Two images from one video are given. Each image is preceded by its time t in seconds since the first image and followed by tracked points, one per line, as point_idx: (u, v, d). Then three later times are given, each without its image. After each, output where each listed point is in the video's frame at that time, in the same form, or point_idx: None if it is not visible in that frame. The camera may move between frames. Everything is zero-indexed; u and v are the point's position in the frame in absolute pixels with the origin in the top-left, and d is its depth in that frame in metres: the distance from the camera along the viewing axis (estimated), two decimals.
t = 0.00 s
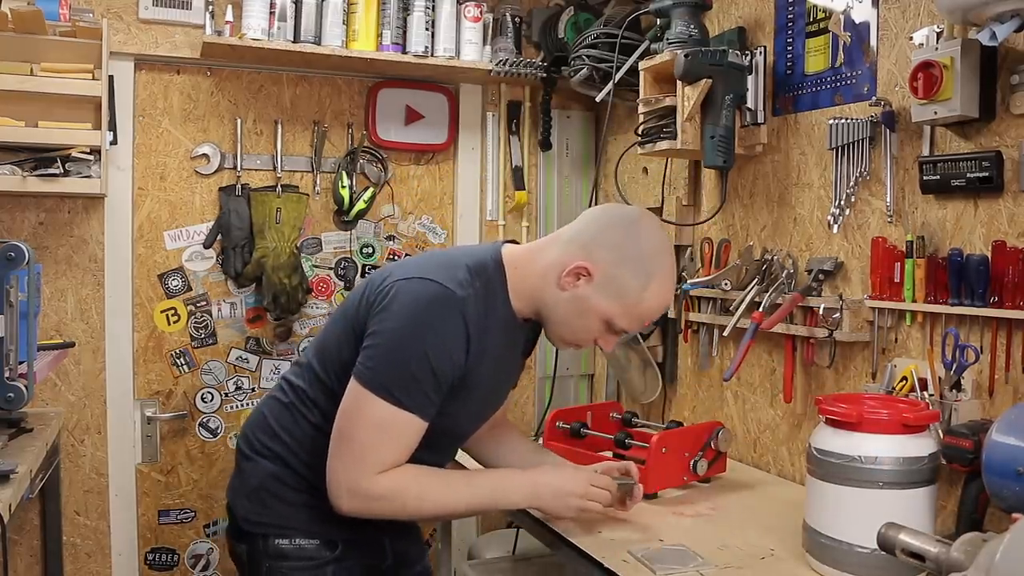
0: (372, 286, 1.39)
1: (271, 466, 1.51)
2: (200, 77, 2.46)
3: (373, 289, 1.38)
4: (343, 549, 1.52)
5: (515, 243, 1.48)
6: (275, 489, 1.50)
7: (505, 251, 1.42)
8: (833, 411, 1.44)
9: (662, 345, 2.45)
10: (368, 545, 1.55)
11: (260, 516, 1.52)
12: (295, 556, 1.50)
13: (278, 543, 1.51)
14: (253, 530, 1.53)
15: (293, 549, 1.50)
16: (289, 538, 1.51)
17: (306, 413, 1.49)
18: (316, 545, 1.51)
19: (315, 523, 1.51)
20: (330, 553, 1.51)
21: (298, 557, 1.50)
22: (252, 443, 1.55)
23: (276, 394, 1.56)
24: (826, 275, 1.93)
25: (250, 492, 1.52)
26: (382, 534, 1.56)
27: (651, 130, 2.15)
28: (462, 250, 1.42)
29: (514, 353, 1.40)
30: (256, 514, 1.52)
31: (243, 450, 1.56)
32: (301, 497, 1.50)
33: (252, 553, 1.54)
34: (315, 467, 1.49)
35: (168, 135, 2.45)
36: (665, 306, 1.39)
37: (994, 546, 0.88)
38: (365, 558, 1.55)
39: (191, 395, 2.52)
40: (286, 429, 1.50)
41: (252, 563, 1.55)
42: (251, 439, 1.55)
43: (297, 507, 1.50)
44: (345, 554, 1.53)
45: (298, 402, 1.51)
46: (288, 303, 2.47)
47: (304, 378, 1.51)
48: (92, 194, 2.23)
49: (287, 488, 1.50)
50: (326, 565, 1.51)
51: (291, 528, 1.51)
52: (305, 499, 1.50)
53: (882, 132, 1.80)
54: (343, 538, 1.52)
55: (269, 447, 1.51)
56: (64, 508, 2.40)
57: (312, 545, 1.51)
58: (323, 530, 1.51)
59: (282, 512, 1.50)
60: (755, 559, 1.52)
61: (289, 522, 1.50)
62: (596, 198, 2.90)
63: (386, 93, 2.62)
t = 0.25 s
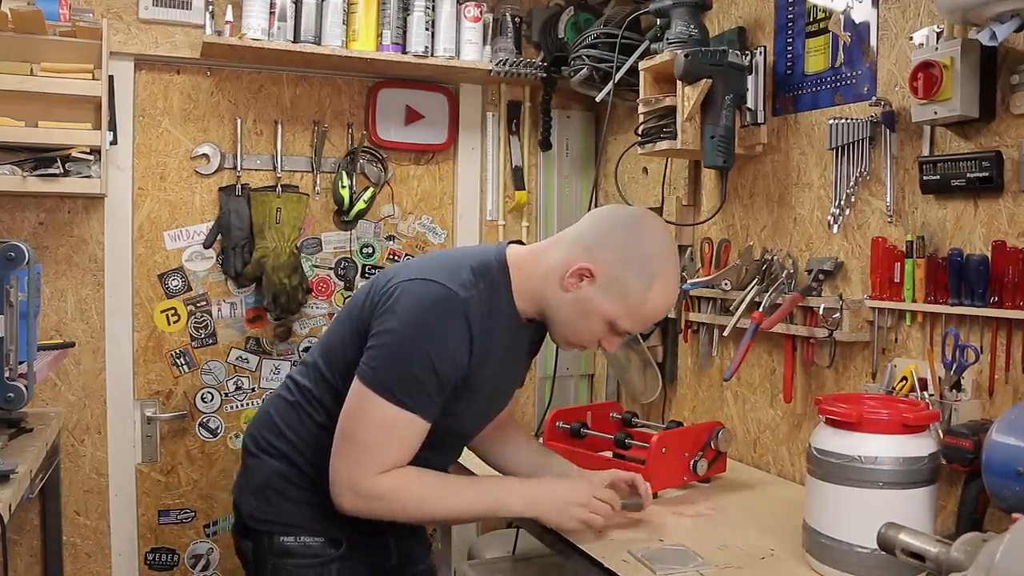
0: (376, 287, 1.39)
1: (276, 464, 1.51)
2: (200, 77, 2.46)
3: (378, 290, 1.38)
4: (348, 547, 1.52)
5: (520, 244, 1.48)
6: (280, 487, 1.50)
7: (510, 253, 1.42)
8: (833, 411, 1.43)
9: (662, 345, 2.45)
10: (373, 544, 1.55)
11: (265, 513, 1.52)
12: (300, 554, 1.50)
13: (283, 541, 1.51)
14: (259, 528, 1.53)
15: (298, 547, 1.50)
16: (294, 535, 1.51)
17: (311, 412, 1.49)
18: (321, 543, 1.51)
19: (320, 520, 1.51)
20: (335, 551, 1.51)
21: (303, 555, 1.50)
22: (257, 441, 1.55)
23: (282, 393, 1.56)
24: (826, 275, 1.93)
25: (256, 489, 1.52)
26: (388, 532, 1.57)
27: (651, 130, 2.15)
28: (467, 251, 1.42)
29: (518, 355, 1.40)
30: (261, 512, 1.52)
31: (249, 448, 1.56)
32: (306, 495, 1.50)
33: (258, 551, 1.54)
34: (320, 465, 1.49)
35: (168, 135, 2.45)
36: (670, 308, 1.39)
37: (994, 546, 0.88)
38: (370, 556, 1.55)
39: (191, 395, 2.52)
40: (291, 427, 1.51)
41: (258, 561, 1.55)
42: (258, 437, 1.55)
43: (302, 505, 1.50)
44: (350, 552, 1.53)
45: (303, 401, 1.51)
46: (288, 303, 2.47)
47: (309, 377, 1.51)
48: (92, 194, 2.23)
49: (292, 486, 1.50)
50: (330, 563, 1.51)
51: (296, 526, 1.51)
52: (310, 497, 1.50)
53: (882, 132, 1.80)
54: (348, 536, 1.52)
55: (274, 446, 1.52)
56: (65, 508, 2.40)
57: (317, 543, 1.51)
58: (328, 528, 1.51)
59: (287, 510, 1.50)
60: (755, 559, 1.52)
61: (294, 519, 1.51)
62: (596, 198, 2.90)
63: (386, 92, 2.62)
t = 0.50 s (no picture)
0: (377, 287, 1.39)
1: (278, 463, 1.51)
2: (200, 77, 2.46)
3: (379, 290, 1.38)
4: (350, 545, 1.53)
5: (521, 244, 1.48)
6: (283, 485, 1.50)
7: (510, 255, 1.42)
8: (833, 411, 1.44)
9: (662, 345, 2.45)
10: (375, 541, 1.56)
11: (267, 511, 1.51)
12: (302, 551, 1.50)
13: (285, 538, 1.50)
14: (260, 526, 1.53)
15: (300, 545, 1.50)
16: (296, 533, 1.50)
17: (313, 410, 1.49)
18: (323, 541, 1.51)
19: (323, 518, 1.51)
20: (337, 549, 1.51)
21: (305, 553, 1.50)
22: (259, 439, 1.55)
23: (283, 392, 1.56)
24: (825, 275, 1.93)
25: (258, 488, 1.52)
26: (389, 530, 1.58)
27: (651, 130, 2.15)
28: (468, 251, 1.42)
29: (519, 355, 1.40)
30: (263, 510, 1.52)
31: (251, 446, 1.56)
32: (309, 493, 1.50)
33: (259, 549, 1.54)
34: (322, 461, 1.49)
35: (168, 135, 2.45)
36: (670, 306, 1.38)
37: (995, 546, 0.88)
38: (371, 554, 1.55)
39: (191, 395, 2.52)
40: (294, 425, 1.51)
41: (259, 559, 1.55)
42: (261, 435, 1.55)
43: (304, 503, 1.50)
44: (352, 550, 1.53)
45: (305, 400, 1.51)
46: (288, 303, 2.47)
47: (311, 377, 1.51)
48: (92, 194, 2.23)
49: (294, 484, 1.50)
50: (332, 561, 1.51)
51: (298, 524, 1.50)
52: (312, 494, 1.50)
53: (882, 131, 1.80)
54: (350, 534, 1.53)
55: (276, 444, 1.52)
56: (64, 508, 2.40)
57: (319, 541, 1.51)
58: (330, 525, 1.51)
59: (289, 508, 1.50)
60: (755, 559, 1.52)
61: (297, 517, 1.50)
62: (596, 199, 2.90)
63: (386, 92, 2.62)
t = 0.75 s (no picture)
0: (374, 286, 1.40)
1: (280, 460, 1.51)
2: (201, 77, 2.47)
3: (376, 288, 1.39)
4: (351, 542, 1.53)
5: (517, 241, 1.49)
6: (285, 483, 1.51)
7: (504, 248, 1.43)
8: (832, 411, 1.44)
9: (662, 345, 2.45)
10: (376, 538, 1.57)
11: (269, 509, 1.52)
12: (304, 549, 1.50)
13: (286, 536, 1.51)
14: (262, 523, 1.53)
15: (301, 542, 1.50)
16: (298, 531, 1.51)
17: (313, 408, 1.50)
18: (324, 538, 1.51)
19: (324, 516, 1.51)
20: (338, 547, 1.52)
21: (306, 550, 1.50)
22: (262, 437, 1.55)
23: (286, 390, 1.57)
24: (825, 275, 1.93)
25: (260, 485, 1.53)
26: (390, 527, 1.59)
27: (650, 130, 2.15)
28: (464, 249, 1.42)
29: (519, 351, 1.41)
30: (265, 507, 1.52)
31: (253, 444, 1.57)
32: (310, 491, 1.51)
33: (262, 546, 1.55)
34: (324, 460, 1.49)
35: (169, 135, 2.45)
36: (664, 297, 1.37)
37: (993, 545, 0.89)
38: (372, 551, 1.56)
39: (192, 395, 2.53)
40: (295, 423, 1.51)
41: (261, 556, 1.55)
42: (264, 433, 1.56)
43: (306, 500, 1.51)
44: (353, 547, 1.54)
45: (306, 398, 1.51)
46: (288, 303, 2.48)
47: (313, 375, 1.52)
48: (93, 195, 2.24)
49: (295, 482, 1.50)
50: (333, 558, 1.52)
51: (300, 522, 1.51)
52: (314, 492, 1.51)
53: (881, 132, 1.80)
54: (352, 532, 1.53)
55: (278, 441, 1.52)
56: (65, 508, 2.40)
57: (320, 538, 1.51)
58: (332, 523, 1.52)
59: (290, 506, 1.51)
60: (754, 559, 1.53)
61: (298, 515, 1.51)
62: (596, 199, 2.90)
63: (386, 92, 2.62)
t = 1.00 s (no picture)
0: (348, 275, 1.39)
1: (283, 456, 1.51)
2: (201, 77, 2.47)
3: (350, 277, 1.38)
4: (355, 539, 1.53)
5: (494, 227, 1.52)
6: (288, 480, 1.51)
7: (471, 230, 1.44)
8: (832, 411, 1.44)
9: (662, 345, 2.45)
10: (380, 536, 1.57)
11: (273, 505, 1.52)
12: (307, 545, 1.50)
13: (289, 532, 1.51)
14: (267, 520, 1.53)
15: (304, 538, 1.50)
16: (301, 527, 1.51)
17: (312, 401, 1.49)
18: (327, 535, 1.51)
19: (327, 512, 1.51)
20: (341, 543, 1.52)
21: (309, 547, 1.50)
22: (267, 434, 1.56)
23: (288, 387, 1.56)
24: (825, 275, 1.94)
25: (264, 482, 1.53)
26: (396, 525, 1.59)
27: (650, 130, 2.15)
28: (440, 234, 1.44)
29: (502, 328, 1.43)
30: (269, 504, 1.52)
31: (259, 441, 1.57)
32: (312, 487, 1.50)
33: (267, 543, 1.55)
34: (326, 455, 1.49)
35: (169, 135, 2.45)
36: (609, 231, 1.26)
37: (993, 546, 0.89)
38: (376, 548, 1.56)
39: (192, 395, 2.53)
40: (297, 419, 1.51)
41: (267, 553, 1.55)
42: (267, 431, 1.56)
43: (309, 496, 1.51)
44: (357, 544, 1.54)
45: (305, 393, 1.51)
46: (288, 303, 2.48)
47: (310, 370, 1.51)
48: (93, 194, 2.24)
49: (298, 478, 1.50)
50: (336, 556, 1.52)
51: (302, 518, 1.51)
52: (317, 488, 1.51)
53: (881, 132, 1.80)
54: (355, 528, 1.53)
55: (281, 437, 1.52)
56: (65, 508, 2.41)
57: (324, 534, 1.51)
58: (335, 519, 1.51)
59: (293, 502, 1.51)
60: (754, 559, 1.53)
61: (301, 511, 1.51)
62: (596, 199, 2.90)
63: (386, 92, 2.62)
